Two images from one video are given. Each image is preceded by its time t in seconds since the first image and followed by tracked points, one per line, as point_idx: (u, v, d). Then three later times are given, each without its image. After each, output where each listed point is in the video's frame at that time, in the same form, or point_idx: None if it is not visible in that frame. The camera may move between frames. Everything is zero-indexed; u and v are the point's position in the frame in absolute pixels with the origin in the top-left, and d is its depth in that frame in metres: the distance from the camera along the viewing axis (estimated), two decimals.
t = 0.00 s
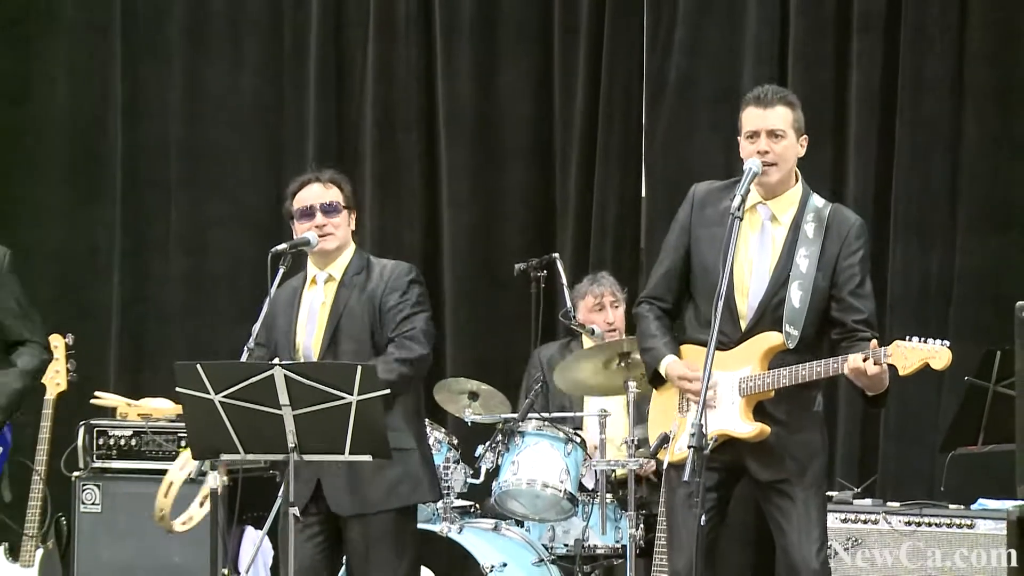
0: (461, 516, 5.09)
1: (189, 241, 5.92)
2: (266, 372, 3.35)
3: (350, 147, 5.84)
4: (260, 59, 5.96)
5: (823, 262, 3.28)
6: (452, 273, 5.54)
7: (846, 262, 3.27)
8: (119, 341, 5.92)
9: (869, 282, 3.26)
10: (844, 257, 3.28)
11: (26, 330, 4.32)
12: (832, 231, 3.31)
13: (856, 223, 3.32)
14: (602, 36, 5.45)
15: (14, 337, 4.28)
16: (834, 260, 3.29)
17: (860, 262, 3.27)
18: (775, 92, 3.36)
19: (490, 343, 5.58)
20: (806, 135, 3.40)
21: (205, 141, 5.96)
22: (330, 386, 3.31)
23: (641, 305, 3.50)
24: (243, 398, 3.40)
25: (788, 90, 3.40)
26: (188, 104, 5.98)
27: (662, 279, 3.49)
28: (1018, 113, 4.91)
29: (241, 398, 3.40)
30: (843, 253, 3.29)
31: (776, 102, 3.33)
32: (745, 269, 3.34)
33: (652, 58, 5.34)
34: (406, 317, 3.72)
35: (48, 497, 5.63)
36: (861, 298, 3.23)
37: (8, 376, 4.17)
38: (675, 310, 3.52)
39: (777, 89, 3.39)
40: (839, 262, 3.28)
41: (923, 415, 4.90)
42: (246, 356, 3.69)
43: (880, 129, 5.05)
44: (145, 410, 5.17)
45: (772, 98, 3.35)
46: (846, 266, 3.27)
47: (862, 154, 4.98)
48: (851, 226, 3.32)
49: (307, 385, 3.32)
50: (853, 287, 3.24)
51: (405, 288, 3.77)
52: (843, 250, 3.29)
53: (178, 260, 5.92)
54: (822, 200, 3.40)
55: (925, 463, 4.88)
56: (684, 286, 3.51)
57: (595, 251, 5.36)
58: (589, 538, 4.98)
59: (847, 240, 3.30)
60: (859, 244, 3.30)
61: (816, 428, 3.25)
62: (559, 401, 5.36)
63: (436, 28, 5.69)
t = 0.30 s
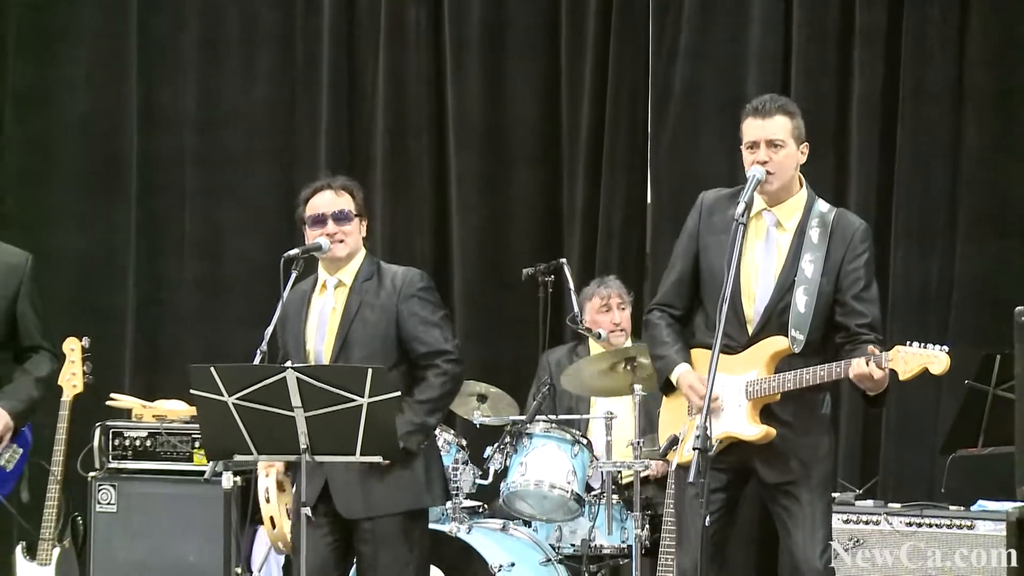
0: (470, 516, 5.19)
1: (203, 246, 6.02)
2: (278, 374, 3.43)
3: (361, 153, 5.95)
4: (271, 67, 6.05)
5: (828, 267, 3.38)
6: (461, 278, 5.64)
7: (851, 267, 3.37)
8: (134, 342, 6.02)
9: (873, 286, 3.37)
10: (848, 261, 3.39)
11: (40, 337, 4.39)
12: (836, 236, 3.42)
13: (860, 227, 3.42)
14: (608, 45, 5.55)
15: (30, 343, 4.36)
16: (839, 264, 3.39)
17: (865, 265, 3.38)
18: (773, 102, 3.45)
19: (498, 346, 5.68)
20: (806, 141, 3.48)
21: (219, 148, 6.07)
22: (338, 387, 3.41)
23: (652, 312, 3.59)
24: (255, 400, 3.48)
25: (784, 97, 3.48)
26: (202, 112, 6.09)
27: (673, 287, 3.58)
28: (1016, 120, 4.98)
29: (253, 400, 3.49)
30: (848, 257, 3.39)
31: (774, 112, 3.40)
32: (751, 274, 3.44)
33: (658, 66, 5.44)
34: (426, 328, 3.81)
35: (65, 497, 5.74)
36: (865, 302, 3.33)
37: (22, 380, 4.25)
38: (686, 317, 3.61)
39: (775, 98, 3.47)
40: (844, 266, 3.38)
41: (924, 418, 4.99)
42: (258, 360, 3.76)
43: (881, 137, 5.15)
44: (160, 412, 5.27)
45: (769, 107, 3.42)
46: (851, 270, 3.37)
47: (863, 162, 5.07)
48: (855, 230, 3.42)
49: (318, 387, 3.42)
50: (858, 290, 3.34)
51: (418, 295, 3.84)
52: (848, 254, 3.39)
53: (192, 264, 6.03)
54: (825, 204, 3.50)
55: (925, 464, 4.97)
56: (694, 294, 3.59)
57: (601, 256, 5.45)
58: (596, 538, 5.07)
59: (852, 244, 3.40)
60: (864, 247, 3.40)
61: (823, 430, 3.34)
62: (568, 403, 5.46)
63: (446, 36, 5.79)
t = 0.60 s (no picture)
0: (474, 512, 5.29)
1: (214, 247, 6.14)
2: (287, 374, 3.53)
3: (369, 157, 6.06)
4: (282, 73, 6.17)
5: (832, 261, 3.47)
6: (466, 279, 5.75)
7: (855, 258, 3.45)
8: (147, 342, 6.14)
9: (879, 276, 3.44)
10: (853, 253, 3.46)
11: (60, 334, 4.52)
12: (840, 231, 3.49)
13: (865, 220, 3.50)
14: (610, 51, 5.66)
15: (49, 339, 4.48)
16: (843, 258, 3.47)
17: (869, 256, 3.45)
18: (766, 105, 3.54)
19: (503, 346, 5.78)
20: (803, 137, 3.58)
21: (231, 152, 6.19)
22: (348, 387, 3.50)
23: (669, 313, 3.70)
24: (265, 399, 3.59)
25: (778, 99, 3.59)
26: (213, 116, 6.21)
27: (687, 288, 3.68)
28: (1011, 126, 5.08)
29: (263, 399, 3.59)
30: (852, 250, 3.47)
31: (770, 116, 3.51)
32: (759, 271, 3.55)
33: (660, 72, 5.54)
34: (428, 325, 3.91)
35: (78, 494, 5.85)
36: (871, 290, 3.40)
37: (41, 374, 4.34)
38: (700, 318, 3.71)
39: (766, 101, 3.56)
40: (849, 258, 3.46)
41: (920, 416, 5.09)
42: (268, 354, 3.81)
43: (879, 141, 5.25)
44: (171, 410, 5.37)
45: (764, 111, 3.52)
46: (855, 262, 3.44)
47: (861, 167, 5.17)
48: (859, 224, 3.50)
49: (326, 387, 3.51)
50: (863, 280, 3.41)
51: (429, 302, 3.94)
52: (852, 247, 3.47)
53: (204, 265, 6.14)
54: (831, 201, 3.58)
55: (922, 462, 5.07)
56: (709, 294, 3.70)
57: (604, 258, 5.56)
58: (598, 534, 5.20)
59: (855, 236, 3.48)
60: (868, 239, 3.47)
61: (821, 427, 3.43)
62: (571, 402, 5.57)
63: (452, 42, 5.90)
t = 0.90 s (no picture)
0: (482, 507, 5.41)
1: (227, 248, 6.25)
2: (298, 371, 3.62)
3: (378, 159, 6.17)
4: (292, 77, 6.29)
5: (834, 253, 3.57)
6: (473, 278, 5.86)
7: (857, 248, 3.56)
8: (161, 340, 6.26)
9: (882, 263, 3.54)
10: (855, 243, 3.57)
11: (88, 332, 4.43)
12: (840, 223, 3.60)
13: (865, 211, 3.60)
14: (614, 55, 5.77)
15: (78, 337, 4.40)
16: (845, 249, 3.57)
17: (870, 244, 3.56)
18: (784, 109, 3.65)
19: (509, 344, 5.89)
20: (813, 152, 3.67)
21: (242, 154, 6.30)
22: (358, 383, 3.59)
23: (686, 320, 3.81)
24: (277, 396, 3.66)
25: (800, 105, 3.67)
26: (225, 118, 6.32)
27: (700, 295, 3.80)
28: (1009, 128, 5.17)
29: (275, 396, 3.67)
30: (853, 239, 3.58)
31: (785, 121, 3.62)
32: (764, 272, 3.66)
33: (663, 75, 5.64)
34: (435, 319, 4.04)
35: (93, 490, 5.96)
36: (875, 278, 3.51)
37: (69, 373, 4.30)
38: (716, 321, 3.82)
39: (788, 104, 3.67)
40: (851, 248, 3.57)
41: (919, 412, 5.19)
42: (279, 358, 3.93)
43: (878, 143, 5.35)
44: (184, 408, 5.47)
45: (779, 115, 3.63)
46: (857, 251, 3.55)
47: (861, 168, 5.27)
48: (859, 215, 3.60)
49: (337, 384, 3.60)
50: (866, 269, 3.52)
51: (436, 296, 4.10)
52: (853, 238, 3.57)
53: (216, 265, 6.25)
54: (830, 195, 3.68)
55: (920, 458, 5.17)
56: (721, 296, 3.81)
57: (609, 257, 5.67)
58: (603, 529, 5.30)
59: (854, 227, 3.58)
60: (868, 229, 3.58)
61: (821, 423, 3.53)
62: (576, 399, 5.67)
63: (459, 45, 6.01)
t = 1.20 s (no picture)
0: (496, 501, 5.51)
1: (246, 247, 6.38)
2: (316, 368, 3.70)
3: (395, 159, 6.29)
4: (310, 79, 6.41)
5: (846, 246, 3.68)
6: (488, 277, 5.97)
7: (869, 239, 3.65)
8: (181, 338, 6.39)
9: (894, 254, 3.64)
10: (866, 235, 3.67)
11: (120, 324, 4.55)
12: (852, 216, 3.70)
13: (875, 203, 3.70)
14: (626, 57, 5.88)
15: (110, 330, 4.52)
16: (857, 241, 3.67)
17: (882, 236, 3.65)
18: (783, 104, 3.76)
19: (523, 341, 6.00)
20: (818, 140, 3.77)
21: (261, 154, 6.42)
22: (377, 380, 3.69)
23: (701, 311, 3.93)
24: (295, 392, 3.76)
25: (799, 100, 3.79)
26: (244, 120, 6.44)
27: (715, 288, 3.92)
28: (1013, 129, 5.27)
29: (293, 392, 3.77)
30: (865, 232, 3.67)
31: (786, 114, 3.72)
32: (777, 265, 3.76)
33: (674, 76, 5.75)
34: (444, 315, 4.17)
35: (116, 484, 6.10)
36: (886, 269, 3.60)
37: (103, 367, 4.42)
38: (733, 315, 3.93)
39: (785, 99, 3.78)
40: (863, 240, 3.67)
41: (925, 408, 5.29)
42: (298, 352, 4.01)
43: (885, 144, 5.45)
44: (205, 403, 5.52)
45: (780, 110, 3.74)
46: (869, 243, 3.65)
47: (868, 169, 5.38)
48: (871, 207, 3.70)
49: (354, 380, 3.70)
50: (878, 260, 3.62)
51: (445, 291, 4.21)
52: (864, 230, 3.67)
53: (236, 264, 6.38)
54: (842, 189, 3.79)
55: (927, 453, 5.27)
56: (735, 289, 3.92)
57: (621, 256, 5.79)
58: (615, 522, 5.39)
59: (867, 218, 3.68)
60: (880, 221, 3.68)
61: (827, 416, 3.63)
62: (588, 394, 5.79)
63: (474, 48, 6.12)
